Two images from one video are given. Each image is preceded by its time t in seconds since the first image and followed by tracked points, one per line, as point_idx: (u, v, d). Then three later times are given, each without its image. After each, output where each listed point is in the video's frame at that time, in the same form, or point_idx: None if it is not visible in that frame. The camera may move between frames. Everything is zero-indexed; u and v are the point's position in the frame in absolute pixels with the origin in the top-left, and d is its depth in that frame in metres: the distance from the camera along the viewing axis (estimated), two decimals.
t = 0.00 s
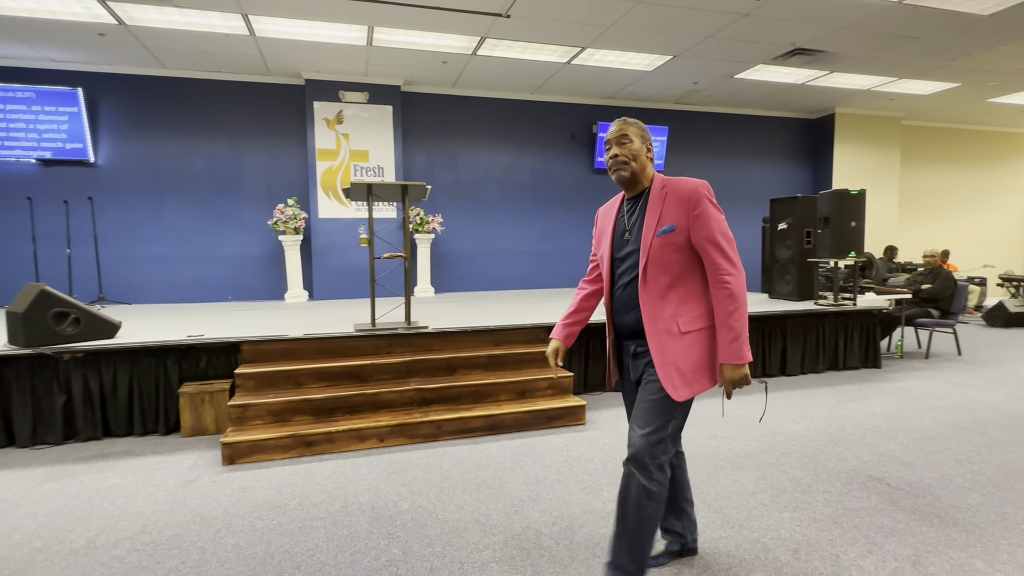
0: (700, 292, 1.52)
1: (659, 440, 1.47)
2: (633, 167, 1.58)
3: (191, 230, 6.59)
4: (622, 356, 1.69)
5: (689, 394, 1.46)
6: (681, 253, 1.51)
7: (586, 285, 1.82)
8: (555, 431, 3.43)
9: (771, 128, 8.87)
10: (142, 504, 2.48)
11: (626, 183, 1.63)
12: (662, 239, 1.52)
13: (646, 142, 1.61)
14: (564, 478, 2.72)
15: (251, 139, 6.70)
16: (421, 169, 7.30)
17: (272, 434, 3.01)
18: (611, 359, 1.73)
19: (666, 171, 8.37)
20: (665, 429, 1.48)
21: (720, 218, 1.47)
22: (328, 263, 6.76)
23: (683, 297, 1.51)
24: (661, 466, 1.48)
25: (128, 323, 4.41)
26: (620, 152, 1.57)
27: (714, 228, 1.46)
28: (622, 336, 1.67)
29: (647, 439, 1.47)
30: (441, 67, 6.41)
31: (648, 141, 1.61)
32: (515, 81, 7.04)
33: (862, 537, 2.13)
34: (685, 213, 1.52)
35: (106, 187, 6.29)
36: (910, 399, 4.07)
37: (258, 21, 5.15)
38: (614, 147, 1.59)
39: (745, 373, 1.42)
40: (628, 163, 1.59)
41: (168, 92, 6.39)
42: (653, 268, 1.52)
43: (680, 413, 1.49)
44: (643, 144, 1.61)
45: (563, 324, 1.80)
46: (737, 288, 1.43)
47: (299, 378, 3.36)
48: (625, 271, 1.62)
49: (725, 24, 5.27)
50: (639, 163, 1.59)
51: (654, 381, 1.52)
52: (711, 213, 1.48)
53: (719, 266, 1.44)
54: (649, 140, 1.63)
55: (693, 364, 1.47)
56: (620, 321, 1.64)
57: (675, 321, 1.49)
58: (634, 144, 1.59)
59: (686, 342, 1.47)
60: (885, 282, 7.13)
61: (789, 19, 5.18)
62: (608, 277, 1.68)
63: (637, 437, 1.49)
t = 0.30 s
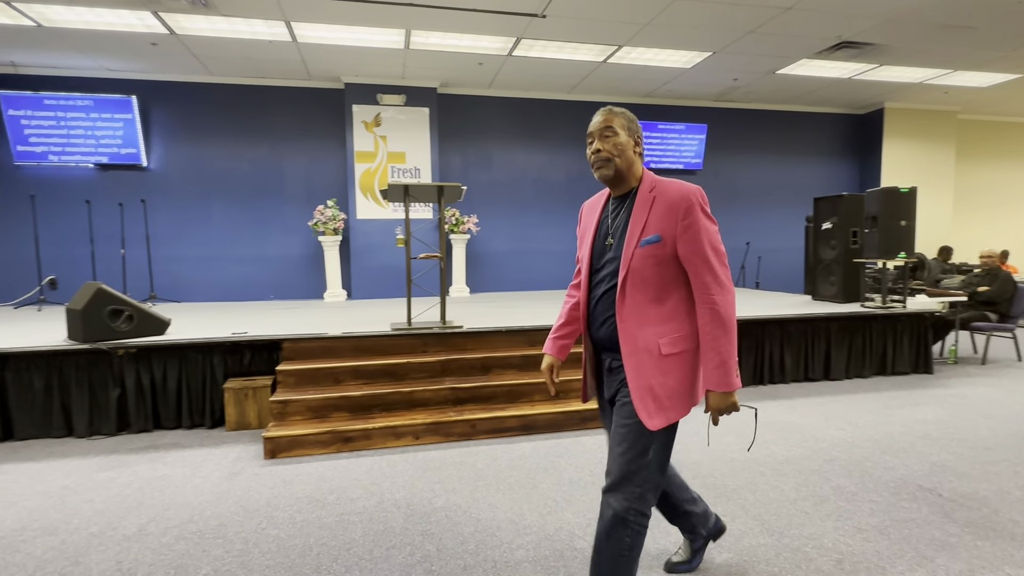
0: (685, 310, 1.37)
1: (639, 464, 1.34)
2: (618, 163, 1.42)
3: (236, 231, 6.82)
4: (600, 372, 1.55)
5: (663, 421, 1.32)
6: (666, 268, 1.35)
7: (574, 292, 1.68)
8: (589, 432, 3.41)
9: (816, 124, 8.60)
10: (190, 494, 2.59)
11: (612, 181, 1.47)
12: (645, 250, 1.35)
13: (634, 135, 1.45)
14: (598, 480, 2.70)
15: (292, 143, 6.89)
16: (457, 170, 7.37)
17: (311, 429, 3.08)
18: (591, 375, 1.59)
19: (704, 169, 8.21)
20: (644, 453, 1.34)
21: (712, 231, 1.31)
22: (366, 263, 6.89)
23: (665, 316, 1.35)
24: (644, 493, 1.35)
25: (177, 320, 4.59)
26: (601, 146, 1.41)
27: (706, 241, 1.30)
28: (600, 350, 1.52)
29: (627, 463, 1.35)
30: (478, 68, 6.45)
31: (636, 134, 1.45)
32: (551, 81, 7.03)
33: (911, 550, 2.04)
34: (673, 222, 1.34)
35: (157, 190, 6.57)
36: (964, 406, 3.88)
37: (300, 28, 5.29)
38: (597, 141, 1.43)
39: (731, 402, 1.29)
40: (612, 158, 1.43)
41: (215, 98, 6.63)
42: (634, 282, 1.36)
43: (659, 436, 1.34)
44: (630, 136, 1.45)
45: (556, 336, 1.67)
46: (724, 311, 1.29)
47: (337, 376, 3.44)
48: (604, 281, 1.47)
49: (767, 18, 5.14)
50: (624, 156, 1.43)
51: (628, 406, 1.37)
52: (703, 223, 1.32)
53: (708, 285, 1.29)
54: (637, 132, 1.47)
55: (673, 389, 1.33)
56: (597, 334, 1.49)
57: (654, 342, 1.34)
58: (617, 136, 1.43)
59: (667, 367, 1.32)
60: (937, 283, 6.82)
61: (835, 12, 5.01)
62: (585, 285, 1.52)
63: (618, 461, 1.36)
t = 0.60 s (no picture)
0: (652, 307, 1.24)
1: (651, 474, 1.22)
2: (588, 148, 1.37)
3: (277, 231, 7.02)
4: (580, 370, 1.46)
5: (626, 422, 1.24)
6: (629, 260, 1.25)
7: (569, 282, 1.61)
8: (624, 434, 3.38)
9: (863, 119, 8.29)
10: (233, 485, 2.68)
11: (585, 166, 1.42)
12: (606, 240, 1.27)
13: (608, 116, 1.39)
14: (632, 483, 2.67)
15: (332, 145, 7.05)
16: (492, 171, 7.41)
17: (348, 426, 3.15)
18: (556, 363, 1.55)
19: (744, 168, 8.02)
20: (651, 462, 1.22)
21: (672, 221, 1.17)
22: (402, 263, 7.00)
23: (628, 312, 1.24)
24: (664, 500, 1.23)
25: (222, 318, 4.75)
26: (570, 131, 1.37)
27: (661, 231, 1.17)
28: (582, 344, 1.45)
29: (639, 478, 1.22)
30: (513, 69, 6.47)
31: (610, 115, 1.39)
32: (586, 80, 6.99)
33: (962, 564, 1.95)
34: (636, 210, 1.23)
35: (204, 192, 6.82)
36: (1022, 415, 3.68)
37: (339, 33, 5.41)
38: (567, 125, 1.39)
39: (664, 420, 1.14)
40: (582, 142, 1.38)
41: (258, 103, 6.85)
42: (596, 273, 1.28)
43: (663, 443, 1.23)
44: (603, 117, 1.39)
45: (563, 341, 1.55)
46: (678, 311, 1.14)
47: (374, 374, 3.51)
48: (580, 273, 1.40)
49: (811, 11, 4.98)
50: (594, 139, 1.37)
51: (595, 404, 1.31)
52: (662, 212, 1.18)
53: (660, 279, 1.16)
54: (612, 113, 1.40)
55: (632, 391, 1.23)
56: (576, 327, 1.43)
57: (616, 338, 1.25)
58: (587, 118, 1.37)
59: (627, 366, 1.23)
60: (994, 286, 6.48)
61: (884, 2, 4.82)
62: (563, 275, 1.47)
63: (629, 480, 1.24)
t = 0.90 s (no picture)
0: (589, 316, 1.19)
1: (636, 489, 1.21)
2: (532, 159, 1.33)
3: (317, 232, 7.20)
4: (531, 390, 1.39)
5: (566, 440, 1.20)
6: (565, 269, 1.19)
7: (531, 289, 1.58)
8: (659, 437, 3.33)
9: (914, 114, 7.94)
10: (274, 479, 2.76)
11: (536, 179, 1.38)
12: (543, 249, 1.22)
13: (556, 126, 1.33)
14: (668, 486, 2.63)
15: (370, 147, 7.18)
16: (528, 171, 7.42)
17: (385, 423, 3.21)
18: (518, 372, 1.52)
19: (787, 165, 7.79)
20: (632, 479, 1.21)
21: (604, 228, 1.12)
22: (438, 263, 7.08)
23: (567, 324, 1.20)
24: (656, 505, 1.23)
25: (265, 316, 4.91)
26: (515, 143, 1.34)
27: (590, 239, 1.12)
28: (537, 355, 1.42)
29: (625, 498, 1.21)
30: (549, 69, 6.45)
31: (559, 125, 1.33)
32: (623, 79, 6.91)
33: None
34: (570, 217, 1.18)
35: (248, 195, 7.05)
36: None
37: (378, 37, 5.50)
38: (515, 135, 1.35)
39: (577, 433, 1.11)
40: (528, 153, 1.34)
41: (300, 107, 7.03)
42: (536, 285, 1.24)
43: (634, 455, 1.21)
44: (551, 127, 1.33)
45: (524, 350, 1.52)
46: (609, 324, 1.08)
47: (410, 372, 3.56)
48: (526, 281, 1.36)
49: (860, 2, 4.80)
50: (538, 150, 1.33)
51: (542, 419, 1.28)
52: (592, 219, 1.13)
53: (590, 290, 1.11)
54: (563, 121, 1.34)
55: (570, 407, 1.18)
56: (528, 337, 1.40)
57: (555, 351, 1.20)
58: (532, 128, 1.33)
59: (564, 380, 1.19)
60: None
61: None
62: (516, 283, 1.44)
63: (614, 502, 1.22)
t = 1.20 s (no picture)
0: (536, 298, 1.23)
1: (511, 503, 1.22)
2: (474, 150, 1.37)
3: (357, 232, 7.35)
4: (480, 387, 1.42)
5: (506, 427, 1.21)
6: (512, 253, 1.24)
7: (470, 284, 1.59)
8: (698, 441, 3.26)
9: (973, 107, 7.55)
10: (315, 473, 2.84)
11: (481, 172, 1.41)
12: (488, 235, 1.26)
13: (499, 118, 1.37)
14: (706, 491, 2.58)
15: (409, 149, 7.29)
16: (565, 170, 7.39)
17: (422, 421, 3.25)
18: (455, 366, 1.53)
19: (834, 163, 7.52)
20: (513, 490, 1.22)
21: (550, 208, 1.17)
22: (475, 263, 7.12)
23: (516, 307, 1.23)
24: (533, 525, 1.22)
25: (307, 314, 5.04)
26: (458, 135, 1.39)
27: (540, 220, 1.16)
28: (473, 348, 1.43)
29: (498, 507, 1.22)
30: (586, 68, 6.41)
31: (502, 117, 1.37)
32: (663, 76, 6.81)
33: None
34: (513, 201, 1.22)
35: (292, 196, 7.25)
36: None
37: (417, 40, 5.58)
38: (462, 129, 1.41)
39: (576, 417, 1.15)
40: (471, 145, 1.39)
41: (342, 111, 7.20)
42: (481, 270, 1.27)
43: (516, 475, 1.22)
44: (493, 120, 1.37)
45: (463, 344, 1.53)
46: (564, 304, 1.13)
47: (446, 371, 3.60)
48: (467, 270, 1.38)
49: None
50: (478, 141, 1.37)
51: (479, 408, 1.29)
52: (536, 201, 1.17)
53: (543, 270, 1.15)
54: (508, 114, 1.38)
55: (515, 392, 1.20)
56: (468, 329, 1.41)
57: (502, 334, 1.23)
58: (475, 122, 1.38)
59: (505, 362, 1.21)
60: None
61: None
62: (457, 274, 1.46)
63: (488, 509, 1.24)
